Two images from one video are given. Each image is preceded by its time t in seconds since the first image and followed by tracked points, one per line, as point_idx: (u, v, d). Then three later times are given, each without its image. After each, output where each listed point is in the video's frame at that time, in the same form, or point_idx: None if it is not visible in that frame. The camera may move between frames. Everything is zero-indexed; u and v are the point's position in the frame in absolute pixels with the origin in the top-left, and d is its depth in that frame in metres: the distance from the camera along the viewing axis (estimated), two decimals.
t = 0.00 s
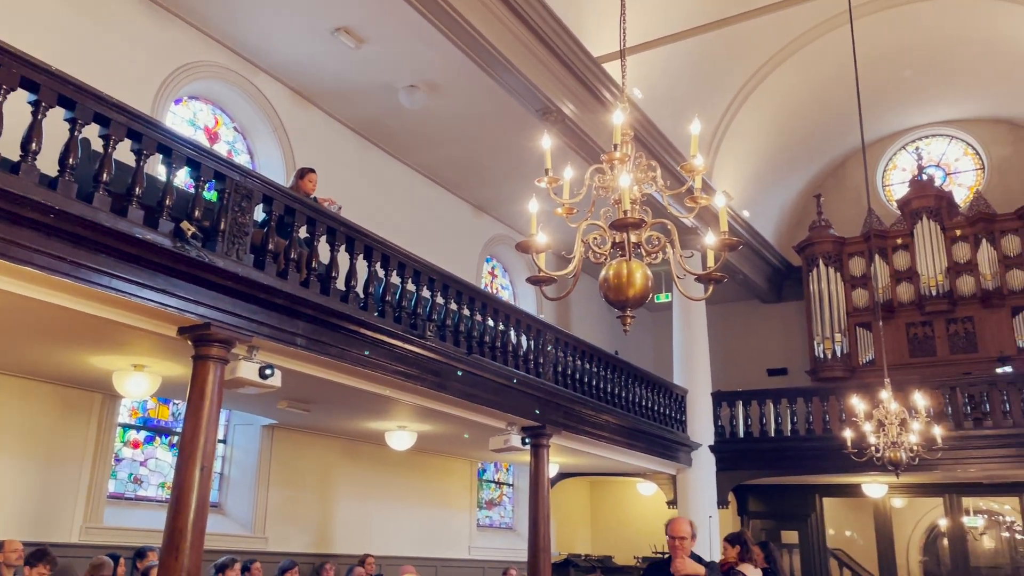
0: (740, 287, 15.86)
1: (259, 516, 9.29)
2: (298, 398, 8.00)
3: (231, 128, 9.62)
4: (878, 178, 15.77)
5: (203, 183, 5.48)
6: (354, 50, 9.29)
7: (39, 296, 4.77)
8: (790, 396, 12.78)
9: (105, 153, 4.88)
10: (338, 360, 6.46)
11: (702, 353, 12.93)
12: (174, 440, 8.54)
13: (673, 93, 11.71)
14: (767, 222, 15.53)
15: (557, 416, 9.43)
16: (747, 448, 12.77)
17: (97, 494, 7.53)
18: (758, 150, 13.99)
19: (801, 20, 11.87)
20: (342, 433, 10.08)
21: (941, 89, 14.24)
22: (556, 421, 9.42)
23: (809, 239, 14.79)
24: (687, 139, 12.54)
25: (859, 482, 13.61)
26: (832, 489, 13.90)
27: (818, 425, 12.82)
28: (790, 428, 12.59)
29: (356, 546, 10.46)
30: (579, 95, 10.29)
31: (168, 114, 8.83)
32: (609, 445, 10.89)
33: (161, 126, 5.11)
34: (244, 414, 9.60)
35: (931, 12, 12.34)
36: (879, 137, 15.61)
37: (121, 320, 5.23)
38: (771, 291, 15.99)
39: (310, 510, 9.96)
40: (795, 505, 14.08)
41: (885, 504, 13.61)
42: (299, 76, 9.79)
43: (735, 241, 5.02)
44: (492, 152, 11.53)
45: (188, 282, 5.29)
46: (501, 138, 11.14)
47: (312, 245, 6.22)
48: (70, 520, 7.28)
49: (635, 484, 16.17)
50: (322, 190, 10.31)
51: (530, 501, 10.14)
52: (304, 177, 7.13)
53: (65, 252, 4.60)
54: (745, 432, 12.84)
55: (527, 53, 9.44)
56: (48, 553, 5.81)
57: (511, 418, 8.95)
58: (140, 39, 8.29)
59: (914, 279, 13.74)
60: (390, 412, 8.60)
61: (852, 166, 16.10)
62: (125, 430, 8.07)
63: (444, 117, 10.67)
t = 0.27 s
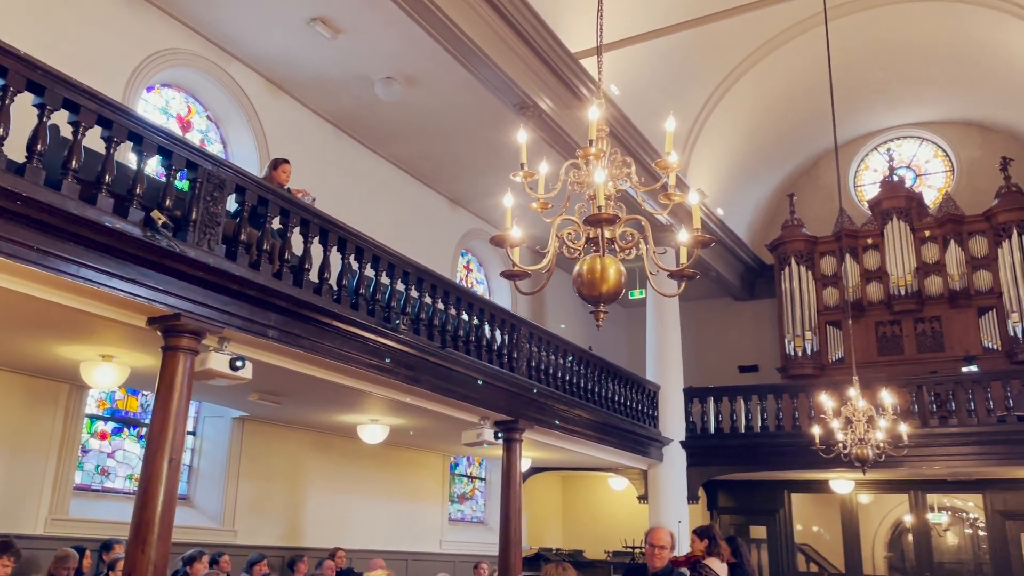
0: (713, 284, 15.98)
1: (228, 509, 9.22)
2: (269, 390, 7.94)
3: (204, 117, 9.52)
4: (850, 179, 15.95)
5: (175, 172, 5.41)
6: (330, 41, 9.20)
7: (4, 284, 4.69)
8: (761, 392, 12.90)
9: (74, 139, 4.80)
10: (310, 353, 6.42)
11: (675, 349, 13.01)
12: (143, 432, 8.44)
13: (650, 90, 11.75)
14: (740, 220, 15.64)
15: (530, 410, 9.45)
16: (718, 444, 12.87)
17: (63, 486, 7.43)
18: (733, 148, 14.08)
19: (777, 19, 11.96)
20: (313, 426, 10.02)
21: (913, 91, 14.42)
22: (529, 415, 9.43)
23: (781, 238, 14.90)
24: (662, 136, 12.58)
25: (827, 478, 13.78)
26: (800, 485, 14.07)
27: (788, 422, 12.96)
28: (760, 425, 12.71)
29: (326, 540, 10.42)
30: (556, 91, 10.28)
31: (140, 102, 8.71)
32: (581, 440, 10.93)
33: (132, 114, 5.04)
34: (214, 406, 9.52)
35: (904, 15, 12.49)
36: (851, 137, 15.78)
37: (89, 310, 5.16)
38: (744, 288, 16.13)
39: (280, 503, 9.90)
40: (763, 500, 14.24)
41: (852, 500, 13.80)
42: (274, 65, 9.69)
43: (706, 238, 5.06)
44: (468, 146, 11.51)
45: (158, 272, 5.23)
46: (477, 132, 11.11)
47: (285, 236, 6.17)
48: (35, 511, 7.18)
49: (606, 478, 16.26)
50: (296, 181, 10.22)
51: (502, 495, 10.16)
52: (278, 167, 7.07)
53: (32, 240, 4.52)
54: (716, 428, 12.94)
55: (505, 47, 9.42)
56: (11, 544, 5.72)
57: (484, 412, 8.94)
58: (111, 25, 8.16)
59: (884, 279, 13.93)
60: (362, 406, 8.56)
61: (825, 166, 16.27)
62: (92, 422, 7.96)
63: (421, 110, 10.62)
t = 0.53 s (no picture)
0: (686, 281, 16.09)
1: (197, 502, 9.14)
2: (240, 383, 7.87)
3: (176, 106, 9.41)
4: (822, 179, 16.14)
5: (146, 162, 5.34)
6: (305, 31, 9.13)
7: None
8: (732, 389, 13.01)
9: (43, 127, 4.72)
10: (282, 346, 6.37)
11: (648, 345, 13.08)
12: (111, 424, 8.34)
13: (626, 87, 11.79)
14: (714, 218, 15.75)
15: (503, 405, 9.46)
16: (689, 440, 12.97)
17: (29, 478, 7.32)
18: (708, 147, 14.16)
19: (753, 19, 12.05)
20: (285, 419, 9.96)
21: (885, 94, 14.61)
22: (502, 410, 9.44)
23: (754, 236, 15.03)
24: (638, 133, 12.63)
25: (795, 474, 13.94)
26: (769, 481, 14.22)
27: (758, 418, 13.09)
28: (731, 421, 12.83)
29: (297, 534, 10.36)
30: (533, 86, 10.28)
31: (111, 90, 8.59)
32: (553, 435, 10.96)
33: (102, 101, 4.96)
34: (184, 399, 9.42)
35: (878, 18, 12.63)
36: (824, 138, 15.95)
37: (57, 300, 5.09)
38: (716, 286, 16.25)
39: (250, 497, 9.83)
40: (733, 495, 14.39)
41: (819, 496, 13.97)
42: (248, 55, 9.59)
43: (679, 236, 5.08)
44: (443, 140, 11.47)
45: (128, 263, 5.16)
46: (453, 126, 11.08)
47: (258, 227, 6.11)
48: None
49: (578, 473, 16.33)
50: (269, 172, 10.13)
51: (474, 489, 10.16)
52: (251, 158, 7.00)
53: None
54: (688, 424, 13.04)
55: (482, 41, 9.40)
56: None
57: (456, 407, 8.93)
58: (82, 11, 8.03)
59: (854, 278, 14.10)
60: (335, 399, 8.52)
61: (798, 166, 16.44)
62: (59, 413, 7.85)
63: (396, 103, 10.57)
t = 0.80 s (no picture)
0: (661, 279, 16.17)
1: (166, 497, 9.04)
2: (211, 377, 7.79)
3: (148, 96, 9.29)
4: (796, 179, 16.28)
5: (117, 152, 5.26)
6: (281, 22, 9.04)
7: None
8: (704, 386, 13.10)
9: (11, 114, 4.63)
10: (254, 339, 6.31)
11: (622, 342, 13.12)
12: (79, 418, 8.22)
13: (602, 84, 11.81)
14: (689, 217, 15.84)
15: (477, 401, 9.45)
16: (662, 436, 13.04)
17: None
18: (684, 145, 14.23)
19: (729, 19, 12.12)
20: (257, 414, 9.88)
21: (858, 95, 14.77)
22: (476, 406, 9.43)
23: (728, 234, 15.15)
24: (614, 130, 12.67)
25: (766, 471, 14.08)
26: (740, 477, 14.35)
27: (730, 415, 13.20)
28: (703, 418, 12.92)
29: (268, 529, 10.29)
30: (510, 81, 10.26)
31: (81, 78, 8.46)
32: (527, 431, 10.97)
33: (73, 90, 4.88)
34: (154, 392, 9.32)
35: (852, 20, 12.77)
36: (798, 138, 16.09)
37: (24, 290, 5.00)
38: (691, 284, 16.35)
39: (221, 491, 9.74)
40: (705, 492, 14.50)
41: (789, 493, 14.12)
42: (223, 46, 9.48)
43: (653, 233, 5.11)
44: (420, 135, 11.43)
45: (97, 254, 5.09)
46: (429, 120, 11.04)
47: (230, 220, 6.05)
48: None
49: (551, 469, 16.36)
50: (243, 164, 10.03)
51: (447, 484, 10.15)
52: (225, 150, 6.92)
53: None
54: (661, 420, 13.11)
55: (459, 35, 9.36)
56: None
57: (430, 402, 8.91)
58: None
59: (825, 277, 14.25)
60: (308, 394, 8.46)
61: (772, 166, 16.58)
62: (26, 406, 7.73)
63: (373, 96, 10.51)
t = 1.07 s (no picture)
0: (637, 277, 16.23)
1: (138, 493, 8.95)
2: (185, 372, 7.71)
3: (123, 87, 9.18)
4: (772, 179, 16.41)
5: (89, 143, 5.19)
6: (258, 15, 8.96)
7: None
8: (679, 384, 13.18)
9: None
10: (229, 335, 6.26)
11: (598, 340, 13.16)
12: (49, 413, 8.11)
13: (581, 82, 11.82)
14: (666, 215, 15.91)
15: (453, 398, 9.43)
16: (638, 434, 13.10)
17: None
18: (661, 145, 14.30)
19: (706, 18, 12.17)
20: (230, 410, 9.79)
21: (833, 97, 14.92)
22: (452, 402, 9.41)
23: (705, 233, 15.24)
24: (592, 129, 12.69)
25: (740, 468, 14.18)
26: (714, 475, 14.44)
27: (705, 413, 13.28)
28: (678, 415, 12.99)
29: (241, 526, 10.21)
30: (488, 78, 10.24)
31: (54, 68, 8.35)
32: (503, 428, 10.97)
33: (44, 80, 4.80)
34: (125, 388, 9.22)
35: (828, 22, 12.89)
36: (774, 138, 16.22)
37: None
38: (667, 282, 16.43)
39: (194, 488, 9.65)
40: (679, 489, 14.58)
41: (763, 490, 14.24)
42: (198, 38, 9.38)
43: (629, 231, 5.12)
44: (398, 130, 11.38)
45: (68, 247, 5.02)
46: (407, 116, 10.99)
47: (205, 213, 5.99)
48: None
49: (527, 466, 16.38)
50: (218, 158, 9.93)
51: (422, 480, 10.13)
52: (200, 143, 6.85)
53: None
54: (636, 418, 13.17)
55: (438, 31, 9.32)
56: None
57: (406, 399, 8.88)
58: None
59: (800, 277, 14.38)
60: (284, 390, 8.40)
61: (748, 166, 16.70)
62: None
63: (350, 90, 10.44)
